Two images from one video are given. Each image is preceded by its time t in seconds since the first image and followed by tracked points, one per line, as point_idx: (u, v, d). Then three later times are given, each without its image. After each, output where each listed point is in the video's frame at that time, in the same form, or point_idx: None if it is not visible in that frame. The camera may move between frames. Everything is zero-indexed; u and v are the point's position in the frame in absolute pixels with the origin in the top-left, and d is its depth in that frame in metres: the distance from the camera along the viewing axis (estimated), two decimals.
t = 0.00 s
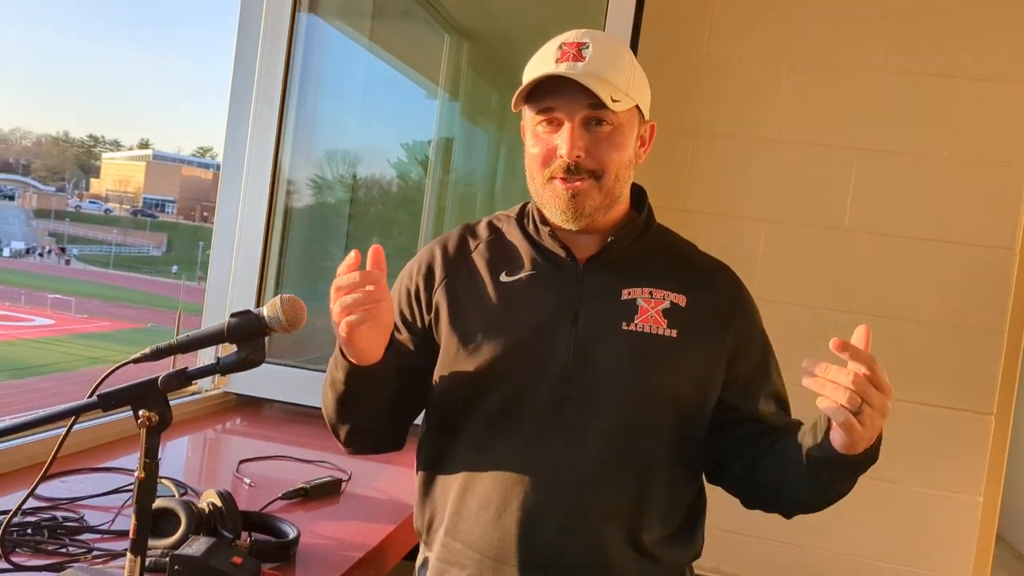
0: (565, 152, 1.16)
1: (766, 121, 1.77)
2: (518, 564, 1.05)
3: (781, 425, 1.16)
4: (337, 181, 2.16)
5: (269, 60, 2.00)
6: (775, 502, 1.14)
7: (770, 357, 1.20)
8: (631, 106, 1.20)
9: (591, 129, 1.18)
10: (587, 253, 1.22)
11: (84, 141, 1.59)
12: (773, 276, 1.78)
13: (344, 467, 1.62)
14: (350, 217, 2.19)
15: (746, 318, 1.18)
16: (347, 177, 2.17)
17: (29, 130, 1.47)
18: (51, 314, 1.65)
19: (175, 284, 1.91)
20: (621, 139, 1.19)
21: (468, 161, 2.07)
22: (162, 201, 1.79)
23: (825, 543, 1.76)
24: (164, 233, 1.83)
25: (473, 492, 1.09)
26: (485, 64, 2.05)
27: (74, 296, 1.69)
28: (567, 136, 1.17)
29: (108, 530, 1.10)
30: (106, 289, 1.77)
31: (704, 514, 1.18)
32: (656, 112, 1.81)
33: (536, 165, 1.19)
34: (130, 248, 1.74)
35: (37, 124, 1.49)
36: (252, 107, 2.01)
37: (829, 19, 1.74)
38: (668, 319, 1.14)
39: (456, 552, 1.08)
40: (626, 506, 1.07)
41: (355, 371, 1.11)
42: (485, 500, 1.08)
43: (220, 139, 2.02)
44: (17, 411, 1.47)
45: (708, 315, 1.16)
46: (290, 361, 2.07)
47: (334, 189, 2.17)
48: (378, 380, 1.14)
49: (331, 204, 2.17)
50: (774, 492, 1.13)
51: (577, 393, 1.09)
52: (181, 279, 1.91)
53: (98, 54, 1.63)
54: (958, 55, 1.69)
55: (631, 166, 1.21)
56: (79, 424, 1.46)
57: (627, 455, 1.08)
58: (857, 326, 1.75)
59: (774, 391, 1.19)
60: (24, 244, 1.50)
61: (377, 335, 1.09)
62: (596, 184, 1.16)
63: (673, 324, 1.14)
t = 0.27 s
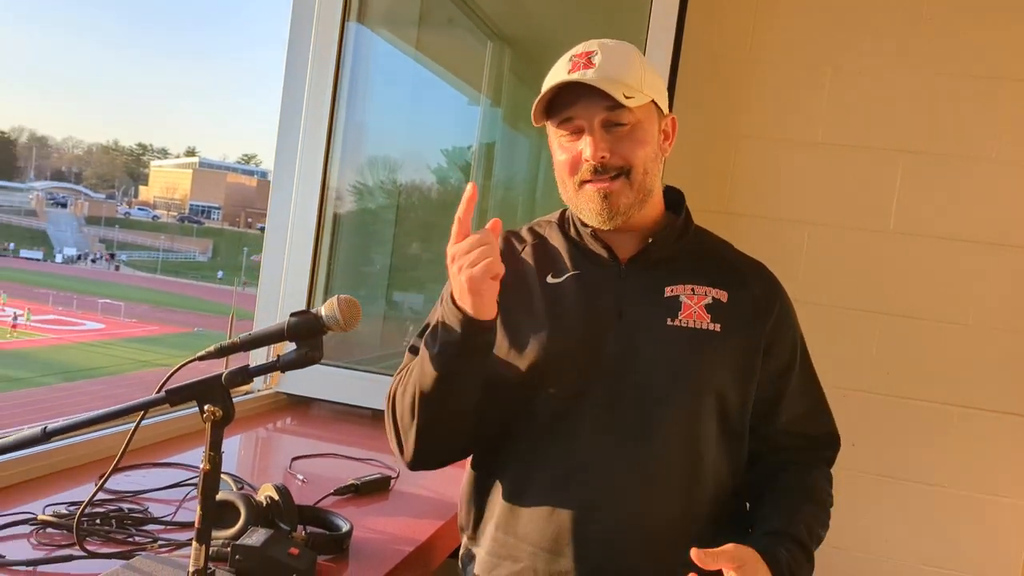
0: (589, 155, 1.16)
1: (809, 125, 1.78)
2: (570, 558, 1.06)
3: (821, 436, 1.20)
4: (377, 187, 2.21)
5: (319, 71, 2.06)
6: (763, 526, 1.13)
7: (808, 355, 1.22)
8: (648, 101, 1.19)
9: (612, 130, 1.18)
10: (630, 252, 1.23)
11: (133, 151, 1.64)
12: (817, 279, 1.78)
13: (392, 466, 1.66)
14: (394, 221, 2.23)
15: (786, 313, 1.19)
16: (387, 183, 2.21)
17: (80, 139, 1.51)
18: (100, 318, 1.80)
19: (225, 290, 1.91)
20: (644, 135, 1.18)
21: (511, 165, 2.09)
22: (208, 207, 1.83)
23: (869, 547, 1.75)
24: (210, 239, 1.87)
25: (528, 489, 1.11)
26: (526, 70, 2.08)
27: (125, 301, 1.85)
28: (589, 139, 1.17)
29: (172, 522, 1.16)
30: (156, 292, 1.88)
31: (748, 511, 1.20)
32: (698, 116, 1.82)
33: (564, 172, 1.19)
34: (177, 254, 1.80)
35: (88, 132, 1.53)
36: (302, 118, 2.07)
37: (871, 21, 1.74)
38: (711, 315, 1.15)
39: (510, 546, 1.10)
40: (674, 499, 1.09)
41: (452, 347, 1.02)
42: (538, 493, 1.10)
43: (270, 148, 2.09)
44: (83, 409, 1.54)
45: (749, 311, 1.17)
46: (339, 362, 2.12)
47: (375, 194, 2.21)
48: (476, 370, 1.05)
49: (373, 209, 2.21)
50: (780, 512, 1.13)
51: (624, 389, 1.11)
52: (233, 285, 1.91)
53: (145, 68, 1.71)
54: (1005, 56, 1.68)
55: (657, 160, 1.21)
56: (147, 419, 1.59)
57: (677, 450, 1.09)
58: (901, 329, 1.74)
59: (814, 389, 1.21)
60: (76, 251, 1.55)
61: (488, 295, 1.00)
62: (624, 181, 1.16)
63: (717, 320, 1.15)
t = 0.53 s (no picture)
0: (612, 164, 1.17)
1: (857, 125, 1.77)
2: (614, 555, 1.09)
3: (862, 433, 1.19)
4: (425, 188, 2.25)
5: (371, 80, 2.09)
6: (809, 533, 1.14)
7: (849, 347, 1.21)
8: (665, 106, 1.20)
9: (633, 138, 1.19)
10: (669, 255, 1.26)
11: (189, 153, 1.76)
12: (865, 280, 1.77)
13: (441, 462, 1.70)
14: (442, 221, 2.29)
15: (823, 309, 1.19)
16: (434, 184, 2.26)
17: (137, 143, 1.56)
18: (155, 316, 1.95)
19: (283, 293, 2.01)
20: (665, 139, 1.19)
21: (557, 166, 2.13)
22: (261, 208, 2.02)
23: (917, 548, 1.74)
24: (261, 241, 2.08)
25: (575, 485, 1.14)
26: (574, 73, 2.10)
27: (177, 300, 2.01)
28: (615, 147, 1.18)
29: (234, 512, 1.23)
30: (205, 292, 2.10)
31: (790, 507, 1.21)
32: (745, 118, 1.83)
33: (592, 182, 1.20)
34: (229, 254, 2.02)
35: (145, 138, 1.59)
36: (354, 129, 2.10)
37: (922, 21, 1.73)
38: (750, 311, 1.16)
39: (556, 541, 1.13)
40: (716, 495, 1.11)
41: (582, 325, 1.03)
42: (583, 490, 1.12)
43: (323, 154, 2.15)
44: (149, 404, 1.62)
45: (788, 307, 1.18)
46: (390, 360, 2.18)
47: (422, 195, 2.25)
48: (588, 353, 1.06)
49: (421, 209, 2.26)
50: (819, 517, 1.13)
51: (664, 387, 1.13)
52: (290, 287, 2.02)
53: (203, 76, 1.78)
54: None
55: (683, 161, 1.21)
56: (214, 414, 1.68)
57: (719, 448, 1.11)
58: (950, 329, 1.73)
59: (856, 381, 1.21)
60: (133, 251, 1.64)
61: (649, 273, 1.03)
62: (650, 185, 1.17)
63: (756, 316, 1.16)
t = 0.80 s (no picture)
0: (636, 167, 1.19)
1: (888, 125, 1.77)
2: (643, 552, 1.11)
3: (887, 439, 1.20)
4: (455, 189, 2.29)
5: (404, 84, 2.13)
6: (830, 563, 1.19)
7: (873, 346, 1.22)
8: (688, 108, 1.21)
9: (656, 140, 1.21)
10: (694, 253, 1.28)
11: (222, 156, 1.76)
12: (896, 280, 1.77)
13: (473, 459, 1.73)
14: (472, 221, 2.31)
15: (848, 308, 1.19)
16: (463, 185, 2.29)
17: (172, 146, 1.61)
18: (192, 317, 1.97)
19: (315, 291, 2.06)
20: (688, 141, 1.21)
21: (587, 168, 2.14)
22: (293, 210, 1.97)
23: (949, 550, 1.74)
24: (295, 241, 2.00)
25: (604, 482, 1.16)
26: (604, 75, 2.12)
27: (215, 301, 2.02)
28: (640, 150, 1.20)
29: (274, 505, 1.27)
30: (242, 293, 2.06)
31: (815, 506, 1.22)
32: (775, 118, 1.84)
33: (618, 184, 1.23)
34: (263, 254, 1.94)
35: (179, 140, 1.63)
36: (388, 126, 2.15)
37: (954, 20, 1.73)
38: (774, 310, 1.18)
39: (586, 537, 1.15)
40: (742, 493, 1.13)
41: (611, 321, 1.06)
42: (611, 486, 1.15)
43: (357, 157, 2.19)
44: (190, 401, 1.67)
45: (812, 306, 1.19)
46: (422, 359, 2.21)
47: (452, 197, 2.28)
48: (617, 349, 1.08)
49: (451, 211, 2.29)
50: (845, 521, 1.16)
51: (690, 385, 1.14)
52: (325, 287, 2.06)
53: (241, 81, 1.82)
54: None
55: (706, 162, 1.24)
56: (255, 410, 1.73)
57: (745, 446, 1.13)
58: (983, 330, 1.72)
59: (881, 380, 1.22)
60: (168, 252, 1.67)
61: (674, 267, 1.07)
62: (673, 187, 1.19)
63: (780, 315, 1.17)
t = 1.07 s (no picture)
0: (654, 161, 1.21)
1: (911, 120, 1.77)
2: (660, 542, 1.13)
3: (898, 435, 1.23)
4: (477, 187, 2.32)
5: (428, 84, 2.17)
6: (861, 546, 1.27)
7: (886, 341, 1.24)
8: (707, 104, 1.22)
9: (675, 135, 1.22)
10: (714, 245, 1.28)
11: (245, 155, 1.75)
12: (917, 277, 1.78)
13: (496, 452, 1.75)
14: (495, 220, 2.35)
15: (865, 304, 1.21)
16: (486, 183, 2.32)
17: (197, 144, 1.61)
18: (216, 315, 1.88)
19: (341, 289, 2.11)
20: (706, 135, 1.22)
21: (608, 166, 2.16)
22: (316, 208, 2.01)
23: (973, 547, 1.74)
24: (318, 240, 2.05)
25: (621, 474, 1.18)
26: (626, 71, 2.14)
27: (238, 299, 1.93)
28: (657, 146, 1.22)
29: (302, 494, 1.30)
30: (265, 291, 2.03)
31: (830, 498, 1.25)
32: (796, 114, 1.85)
33: (636, 178, 1.25)
34: (286, 253, 1.95)
35: (204, 139, 1.63)
36: (412, 128, 2.19)
37: (977, 16, 1.73)
38: (790, 305, 1.19)
39: (604, 528, 1.17)
40: (759, 486, 1.14)
41: (627, 315, 1.08)
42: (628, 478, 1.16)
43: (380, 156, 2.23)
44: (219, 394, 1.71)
45: (828, 301, 1.20)
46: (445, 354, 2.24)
47: (475, 195, 2.32)
48: (633, 343, 1.10)
49: (475, 210, 2.33)
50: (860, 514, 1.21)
51: (708, 379, 1.16)
52: (351, 286, 2.11)
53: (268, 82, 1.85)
54: None
55: (724, 157, 1.25)
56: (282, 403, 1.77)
57: (762, 440, 1.14)
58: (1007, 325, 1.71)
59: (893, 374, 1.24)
60: (193, 250, 1.68)
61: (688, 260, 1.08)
62: (691, 181, 1.21)
63: (796, 309, 1.18)
